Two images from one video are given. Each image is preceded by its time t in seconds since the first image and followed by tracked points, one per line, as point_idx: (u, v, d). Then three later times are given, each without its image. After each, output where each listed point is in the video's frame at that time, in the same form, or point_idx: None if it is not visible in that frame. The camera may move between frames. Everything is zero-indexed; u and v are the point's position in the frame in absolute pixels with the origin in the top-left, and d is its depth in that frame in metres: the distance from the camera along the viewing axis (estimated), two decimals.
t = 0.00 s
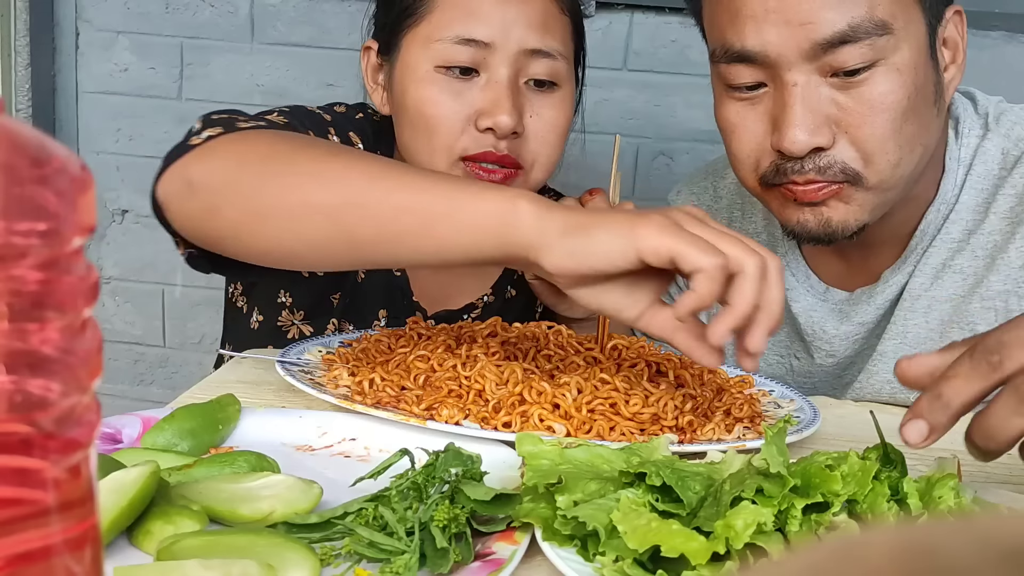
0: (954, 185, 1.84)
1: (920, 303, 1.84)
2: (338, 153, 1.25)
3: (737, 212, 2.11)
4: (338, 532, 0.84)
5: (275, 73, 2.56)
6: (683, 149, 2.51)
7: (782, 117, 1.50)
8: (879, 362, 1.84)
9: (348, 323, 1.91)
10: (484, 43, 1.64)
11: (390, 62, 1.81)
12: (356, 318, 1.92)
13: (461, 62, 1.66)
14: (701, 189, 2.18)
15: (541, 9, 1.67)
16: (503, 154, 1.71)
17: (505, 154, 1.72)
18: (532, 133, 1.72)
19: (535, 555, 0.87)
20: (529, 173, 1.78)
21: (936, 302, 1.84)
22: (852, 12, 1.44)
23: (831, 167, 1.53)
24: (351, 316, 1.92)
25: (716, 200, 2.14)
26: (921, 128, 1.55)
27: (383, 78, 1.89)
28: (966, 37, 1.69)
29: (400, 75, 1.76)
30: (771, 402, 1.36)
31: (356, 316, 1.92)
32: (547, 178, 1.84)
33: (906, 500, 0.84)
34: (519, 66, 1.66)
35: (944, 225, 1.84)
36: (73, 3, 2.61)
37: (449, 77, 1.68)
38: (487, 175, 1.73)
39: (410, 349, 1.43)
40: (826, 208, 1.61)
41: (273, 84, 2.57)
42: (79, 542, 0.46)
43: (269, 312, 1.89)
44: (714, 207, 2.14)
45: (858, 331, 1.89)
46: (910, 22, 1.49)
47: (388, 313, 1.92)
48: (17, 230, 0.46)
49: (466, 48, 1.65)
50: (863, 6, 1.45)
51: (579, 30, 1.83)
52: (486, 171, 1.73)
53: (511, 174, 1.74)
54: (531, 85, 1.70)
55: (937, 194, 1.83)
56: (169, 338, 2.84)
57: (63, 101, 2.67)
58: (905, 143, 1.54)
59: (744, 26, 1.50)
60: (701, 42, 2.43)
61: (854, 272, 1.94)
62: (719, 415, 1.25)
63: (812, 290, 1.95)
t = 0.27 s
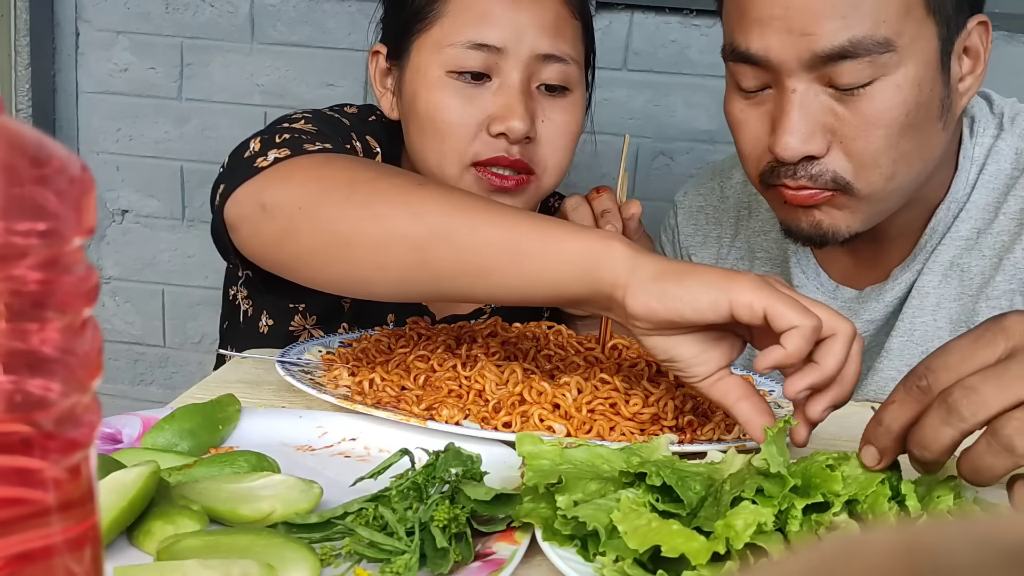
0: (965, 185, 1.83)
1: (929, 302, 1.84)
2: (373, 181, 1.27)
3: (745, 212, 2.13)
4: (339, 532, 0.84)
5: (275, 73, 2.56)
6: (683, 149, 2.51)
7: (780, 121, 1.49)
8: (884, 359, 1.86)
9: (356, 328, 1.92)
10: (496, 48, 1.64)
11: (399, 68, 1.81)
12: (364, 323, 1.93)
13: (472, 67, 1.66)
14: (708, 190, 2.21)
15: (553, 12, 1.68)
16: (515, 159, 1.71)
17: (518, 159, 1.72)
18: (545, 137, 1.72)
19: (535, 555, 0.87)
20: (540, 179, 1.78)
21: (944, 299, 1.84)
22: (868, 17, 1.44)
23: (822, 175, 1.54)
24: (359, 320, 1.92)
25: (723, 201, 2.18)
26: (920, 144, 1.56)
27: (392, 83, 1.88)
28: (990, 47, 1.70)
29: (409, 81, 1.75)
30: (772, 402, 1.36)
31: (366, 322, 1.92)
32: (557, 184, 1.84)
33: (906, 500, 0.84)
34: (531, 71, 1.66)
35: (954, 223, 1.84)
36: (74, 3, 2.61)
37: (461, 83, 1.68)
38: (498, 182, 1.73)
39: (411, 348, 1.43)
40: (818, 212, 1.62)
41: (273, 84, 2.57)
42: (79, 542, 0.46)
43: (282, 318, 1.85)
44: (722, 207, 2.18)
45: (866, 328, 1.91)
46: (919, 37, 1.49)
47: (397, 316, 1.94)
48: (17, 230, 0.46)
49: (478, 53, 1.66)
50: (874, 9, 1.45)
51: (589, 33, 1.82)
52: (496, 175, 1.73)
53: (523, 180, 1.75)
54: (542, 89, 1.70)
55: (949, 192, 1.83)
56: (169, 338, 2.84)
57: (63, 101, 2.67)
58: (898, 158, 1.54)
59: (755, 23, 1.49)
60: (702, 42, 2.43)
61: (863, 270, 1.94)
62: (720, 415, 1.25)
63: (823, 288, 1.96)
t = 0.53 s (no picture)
0: (964, 183, 1.84)
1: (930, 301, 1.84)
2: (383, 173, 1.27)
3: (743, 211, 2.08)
4: (339, 532, 0.84)
5: (275, 72, 2.56)
6: (683, 149, 2.50)
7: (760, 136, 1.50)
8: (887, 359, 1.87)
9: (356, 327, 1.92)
10: (498, 49, 1.65)
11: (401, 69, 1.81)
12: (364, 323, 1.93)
13: (474, 68, 1.66)
14: (706, 190, 2.18)
15: (556, 14, 1.68)
16: (516, 162, 1.71)
17: (518, 163, 1.72)
18: (544, 141, 1.73)
19: (535, 555, 0.87)
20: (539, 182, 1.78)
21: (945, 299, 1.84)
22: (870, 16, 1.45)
23: (804, 194, 1.56)
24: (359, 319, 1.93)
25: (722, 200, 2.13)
26: (903, 159, 1.56)
27: (394, 83, 1.90)
28: (981, 55, 1.69)
29: (410, 81, 1.75)
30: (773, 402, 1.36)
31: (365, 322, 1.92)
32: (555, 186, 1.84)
33: (907, 500, 0.84)
34: (533, 73, 1.67)
35: (954, 222, 1.84)
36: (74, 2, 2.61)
37: (462, 85, 1.68)
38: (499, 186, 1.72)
39: (411, 348, 1.43)
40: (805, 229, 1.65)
41: (273, 84, 2.57)
42: (79, 542, 0.46)
43: (280, 317, 1.84)
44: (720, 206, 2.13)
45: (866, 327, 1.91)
46: (895, 55, 1.48)
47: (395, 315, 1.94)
48: (17, 230, 0.46)
49: (480, 55, 1.66)
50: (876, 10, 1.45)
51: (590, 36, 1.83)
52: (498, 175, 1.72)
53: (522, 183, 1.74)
54: (544, 91, 1.71)
55: (948, 190, 1.83)
56: (169, 338, 2.84)
57: (63, 101, 2.67)
58: (879, 174, 1.55)
59: (729, 45, 1.50)
60: (702, 42, 2.42)
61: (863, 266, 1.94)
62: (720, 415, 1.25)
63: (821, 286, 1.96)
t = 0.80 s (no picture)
0: (967, 184, 1.84)
1: (940, 304, 1.83)
2: (384, 174, 1.28)
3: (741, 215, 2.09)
4: (339, 532, 0.84)
5: (275, 73, 2.56)
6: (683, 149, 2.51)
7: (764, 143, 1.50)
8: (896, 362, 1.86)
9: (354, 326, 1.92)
10: (489, 44, 1.64)
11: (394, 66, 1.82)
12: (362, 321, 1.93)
13: (467, 63, 1.66)
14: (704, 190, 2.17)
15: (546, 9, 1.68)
16: (509, 157, 1.71)
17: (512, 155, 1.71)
18: (539, 133, 1.73)
19: (535, 555, 0.87)
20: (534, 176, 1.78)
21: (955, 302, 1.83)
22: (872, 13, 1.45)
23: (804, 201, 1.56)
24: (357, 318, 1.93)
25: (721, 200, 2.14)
26: (906, 163, 1.56)
27: (388, 81, 1.88)
28: (984, 62, 1.68)
29: (403, 76, 1.75)
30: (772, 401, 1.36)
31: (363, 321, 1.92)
32: (552, 176, 1.84)
33: (908, 500, 0.85)
34: (525, 67, 1.67)
35: (961, 225, 1.85)
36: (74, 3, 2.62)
37: (453, 79, 1.68)
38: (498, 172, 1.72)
39: (412, 349, 1.43)
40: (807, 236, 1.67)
41: (273, 84, 2.57)
42: (79, 542, 0.46)
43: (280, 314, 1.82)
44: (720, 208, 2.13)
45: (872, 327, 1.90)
46: (896, 62, 1.48)
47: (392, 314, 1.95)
48: (16, 229, 0.46)
49: (472, 50, 1.66)
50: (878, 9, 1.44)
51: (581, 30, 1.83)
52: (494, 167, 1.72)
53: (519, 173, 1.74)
54: (536, 85, 1.70)
55: (950, 194, 1.84)
56: (169, 338, 2.84)
57: (63, 101, 2.67)
58: (880, 180, 1.55)
59: (732, 54, 1.50)
60: (702, 42, 2.42)
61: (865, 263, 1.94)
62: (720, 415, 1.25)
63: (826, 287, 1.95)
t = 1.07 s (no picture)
0: (969, 169, 1.81)
1: (945, 294, 1.85)
2: (384, 182, 1.27)
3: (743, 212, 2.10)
4: (338, 532, 0.84)
5: (275, 73, 2.56)
6: (683, 149, 2.51)
7: (806, 128, 1.49)
8: (899, 351, 1.88)
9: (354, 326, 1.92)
10: (487, 42, 1.65)
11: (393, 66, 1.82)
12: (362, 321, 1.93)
13: (465, 61, 1.67)
14: (702, 188, 2.17)
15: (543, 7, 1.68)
16: (507, 152, 1.72)
17: (510, 153, 1.72)
18: (537, 133, 1.72)
19: (536, 555, 0.87)
20: (532, 176, 1.78)
21: (960, 292, 1.85)
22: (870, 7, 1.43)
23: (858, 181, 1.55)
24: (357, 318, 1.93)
25: (718, 199, 2.15)
26: (945, 129, 1.58)
27: (388, 82, 1.87)
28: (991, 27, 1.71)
29: (402, 77, 1.75)
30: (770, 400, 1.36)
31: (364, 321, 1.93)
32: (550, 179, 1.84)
33: (907, 499, 0.84)
34: (523, 65, 1.67)
35: (965, 211, 1.82)
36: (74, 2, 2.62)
37: (451, 78, 1.68)
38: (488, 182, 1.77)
39: (412, 348, 1.43)
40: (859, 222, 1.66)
41: (273, 84, 2.57)
42: (79, 542, 0.46)
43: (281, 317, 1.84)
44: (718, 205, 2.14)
45: (876, 318, 1.92)
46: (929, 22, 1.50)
47: (393, 314, 1.95)
48: (17, 229, 0.46)
49: (469, 48, 1.66)
50: (882, 8, 1.44)
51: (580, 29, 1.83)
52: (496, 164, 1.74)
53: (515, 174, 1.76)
54: (535, 83, 1.71)
55: (955, 177, 1.79)
56: (169, 338, 2.84)
57: (63, 101, 2.67)
58: (927, 147, 1.56)
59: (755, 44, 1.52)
60: (702, 42, 2.42)
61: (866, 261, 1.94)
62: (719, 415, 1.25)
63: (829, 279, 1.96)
